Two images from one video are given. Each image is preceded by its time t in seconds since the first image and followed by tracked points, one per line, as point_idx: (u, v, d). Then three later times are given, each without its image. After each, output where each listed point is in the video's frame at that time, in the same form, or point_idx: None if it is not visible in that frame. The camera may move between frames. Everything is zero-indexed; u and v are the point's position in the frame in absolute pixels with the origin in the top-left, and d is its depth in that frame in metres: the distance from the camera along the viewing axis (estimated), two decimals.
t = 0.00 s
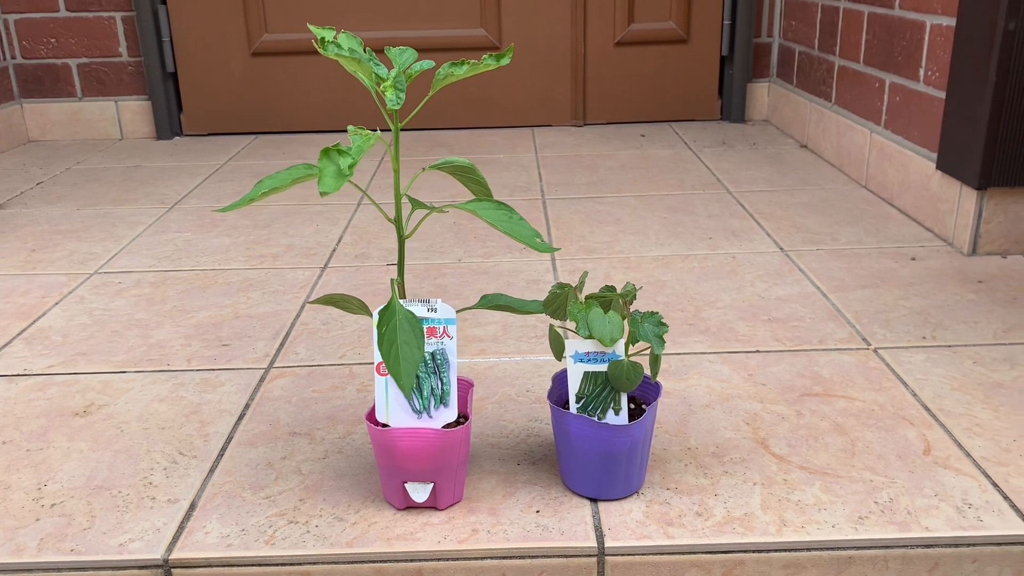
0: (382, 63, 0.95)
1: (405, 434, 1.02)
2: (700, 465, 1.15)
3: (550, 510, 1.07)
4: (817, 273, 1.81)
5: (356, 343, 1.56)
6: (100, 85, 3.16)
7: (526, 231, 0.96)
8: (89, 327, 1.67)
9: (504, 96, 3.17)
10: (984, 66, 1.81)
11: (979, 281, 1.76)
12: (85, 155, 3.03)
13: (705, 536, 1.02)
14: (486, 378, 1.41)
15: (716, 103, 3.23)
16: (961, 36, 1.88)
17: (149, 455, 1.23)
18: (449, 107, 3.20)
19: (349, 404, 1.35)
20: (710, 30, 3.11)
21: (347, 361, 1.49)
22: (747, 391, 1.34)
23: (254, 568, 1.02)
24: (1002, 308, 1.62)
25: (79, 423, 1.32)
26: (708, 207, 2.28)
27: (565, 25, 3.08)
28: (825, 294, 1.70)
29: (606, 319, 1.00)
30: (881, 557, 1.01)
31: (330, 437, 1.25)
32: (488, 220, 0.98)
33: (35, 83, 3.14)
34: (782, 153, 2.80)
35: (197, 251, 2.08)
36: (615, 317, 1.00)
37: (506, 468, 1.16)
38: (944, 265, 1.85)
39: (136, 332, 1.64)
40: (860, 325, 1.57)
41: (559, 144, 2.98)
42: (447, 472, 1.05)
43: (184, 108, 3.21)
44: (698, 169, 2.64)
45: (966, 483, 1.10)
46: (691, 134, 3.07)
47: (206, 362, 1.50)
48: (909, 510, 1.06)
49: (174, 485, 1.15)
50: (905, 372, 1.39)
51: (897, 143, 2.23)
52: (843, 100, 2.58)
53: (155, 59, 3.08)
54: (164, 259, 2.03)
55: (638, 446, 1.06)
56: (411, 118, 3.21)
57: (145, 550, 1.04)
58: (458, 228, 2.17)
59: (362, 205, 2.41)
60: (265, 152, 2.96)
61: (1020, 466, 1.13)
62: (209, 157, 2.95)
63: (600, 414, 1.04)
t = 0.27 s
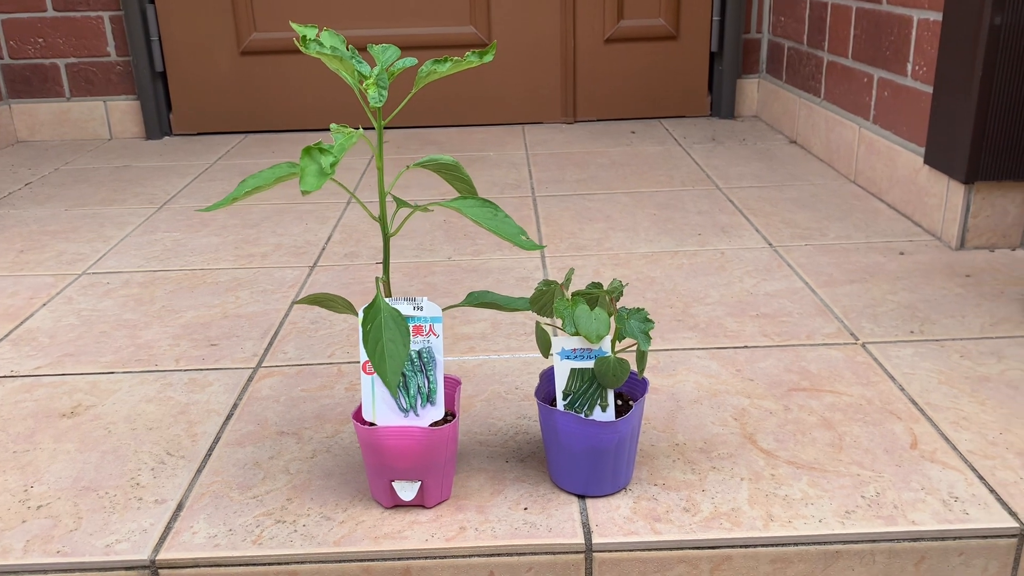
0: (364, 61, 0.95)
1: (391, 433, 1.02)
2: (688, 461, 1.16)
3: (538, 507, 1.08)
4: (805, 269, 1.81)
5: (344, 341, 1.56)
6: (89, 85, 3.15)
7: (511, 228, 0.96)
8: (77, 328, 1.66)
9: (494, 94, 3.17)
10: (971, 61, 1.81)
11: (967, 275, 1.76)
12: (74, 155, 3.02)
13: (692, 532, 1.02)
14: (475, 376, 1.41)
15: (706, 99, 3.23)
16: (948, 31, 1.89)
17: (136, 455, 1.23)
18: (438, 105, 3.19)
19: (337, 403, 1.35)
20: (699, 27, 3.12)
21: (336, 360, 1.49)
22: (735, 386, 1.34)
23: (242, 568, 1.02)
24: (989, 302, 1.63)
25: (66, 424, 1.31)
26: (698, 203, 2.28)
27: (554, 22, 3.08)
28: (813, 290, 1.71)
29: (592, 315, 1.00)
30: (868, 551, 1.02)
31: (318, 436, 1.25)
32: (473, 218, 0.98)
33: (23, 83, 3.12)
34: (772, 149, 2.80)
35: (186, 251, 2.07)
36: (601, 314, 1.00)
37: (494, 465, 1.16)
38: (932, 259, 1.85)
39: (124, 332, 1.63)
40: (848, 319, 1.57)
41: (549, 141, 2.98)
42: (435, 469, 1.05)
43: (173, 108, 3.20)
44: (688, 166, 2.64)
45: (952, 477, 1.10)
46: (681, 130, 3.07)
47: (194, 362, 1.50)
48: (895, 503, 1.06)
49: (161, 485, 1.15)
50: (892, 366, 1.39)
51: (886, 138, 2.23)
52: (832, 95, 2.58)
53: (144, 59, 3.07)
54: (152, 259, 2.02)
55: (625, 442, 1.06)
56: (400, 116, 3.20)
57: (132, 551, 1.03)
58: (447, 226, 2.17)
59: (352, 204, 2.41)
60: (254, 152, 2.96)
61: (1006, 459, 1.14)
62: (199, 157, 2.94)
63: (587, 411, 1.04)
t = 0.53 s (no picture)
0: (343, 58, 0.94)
1: (374, 432, 1.01)
2: (674, 457, 1.15)
3: (523, 506, 1.07)
4: (793, 264, 1.81)
5: (330, 340, 1.55)
6: (74, 84, 3.12)
7: (492, 225, 0.95)
8: (61, 329, 1.65)
9: (483, 91, 3.16)
10: (957, 55, 1.81)
11: (953, 269, 1.76)
12: (60, 154, 2.99)
13: (677, 529, 1.02)
14: (461, 374, 1.40)
15: (694, 95, 3.23)
16: (934, 25, 1.89)
17: (118, 457, 1.22)
18: (427, 102, 3.18)
19: (322, 402, 1.34)
20: (687, 22, 3.11)
21: (321, 359, 1.48)
22: (721, 382, 1.34)
23: (224, 570, 1.01)
24: (975, 296, 1.63)
25: (48, 426, 1.30)
26: (686, 199, 2.28)
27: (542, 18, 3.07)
28: (800, 285, 1.71)
29: (576, 312, 0.99)
30: (853, 546, 1.01)
31: (302, 436, 1.24)
32: (454, 215, 0.97)
33: (8, 82, 3.09)
34: (760, 145, 2.80)
35: (172, 250, 2.06)
36: (584, 311, 0.99)
37: (479, 464, 1.16)
38: (919, 254, 1.85)
39: (108, 332, 1.62)
40: (835, 315, 1.57)
41: (538, 138, 2.97)
42: (418, 468, 1.05)
43: (160, 106, 3.18)
44: (676, 162, 2.64)
45: (938, 472, 1.10)
46: (669, 127, 3.07)
47: (178, 362, 1.49)
48: (880, 499, 1.06)
49: (144, 487, 1.14)
50: (879, 361, 1.39)
51: (873, 133, 2.23)
52: (819, 90, 2.59)
53: (130, 57, 3.05)
54: (137, 259, 2.01)
55: (610, 439, 1.05)
56: (388, 113, 3.19)
57: (113, 553, 1.02)
58: (435, 224, 2.16)
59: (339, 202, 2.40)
60: (242, 150, 2.94)
61: (992, 453, 1.14)
62: (185, 156, 2.92)
63: (571, 408, 1.03)
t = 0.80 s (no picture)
0: (328, 53, 0.93)
1: (361, 430, 1.01)
2: (662, 454, 1.15)
3: (511, 503, 1.07)
4: (783, 260, 1.81)
5: (319, 338, 1.54)
6: (63, 80, 3.10)
7: (479, 221, 0.95)
8: (48, 327, 1.64)
9: (474, 87, 3.15)
10: (946, 50, 1.81)
11: (944, 265, 1.76)
12: (49, 152, 2.98)
13: (665, 526, 1.02)
14: (450, 371, 1.40)
15: (686, 91, 3.22)
16: (924, 20, 1.88)
17: (105, 455, 1.21)
18: (418, 99, 3.17)
19: (310, 400, 1.33)
20: (679, 18, 3.11)
21: (309, 356, 1.47)
22: (711, 378, 1.34)
23: (211, 569, 1.00)
24: (965, 292, 1.63)
25: (34, 425, 1.29)
26: (677, 195, 2.28)
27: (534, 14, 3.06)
28: (791, 281, 1.70)
29: (563, 308, 0.99)
30: (841, 542, 1.01)
31: (290, 434, 1.24)
32: (440, 211, 0.97)
33: None
34: (752, 141, 2.80)
35: (161, 248, 2.05)
36: (572, 307, 0.99)
37: (467, 461, 1.15)
38: (910, 250, 1.85)
39: (96, 330, 1.61)
40: (825, 310, 1.57)
41: (530, 134, 2.97)
42: (406, 466, 1.04)
43: (150, 103, 3.16)
44: (668, 158, 2.64)
45: (926, 467, 1.10)
46: (661, 123, 3.06)
47: (166, 360, 1.48)
48: (869, 495, 1.06)
49: (130, 485, 1.14)
50: (868, 357, 1.39)
51: (864, 129, 2.23)
52: (811, 86, 2.58)
53: (119, 54, 3.03)
54: (126, 256, 2.00)
55: (598, 436, 1.05)
56: (380, 109, 3.18)
57: (98, 552, 1.01)
58: (425, 221, 2.15)
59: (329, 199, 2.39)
60: (232, 147, 2.93)
61: (980, 449, 1.13)
62: (175, 152, 2.91)
63: (559, 406, 1.03)
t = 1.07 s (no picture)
0: (334, 48, 0.92)
1: (366, 427, 1.00)
2: (668, 452, 1.14)
3: (516, 502, 1.06)
4: (786, 257, 1.81)
5: (320, 335, 1.53)
6: (61, 75, 3.09)
7: (485, 218, 0.94)
8: (48, 323, 1.63)
9: (474, 83, 3.14)
10: (950, 47, 1.80)
11: (947, 262, 1.76)
12: (47, 147, 2.96)
13: (671, 525, 1.01)
14: (453, 369, 1.39)
15: (687, 88, 3.21)
16: (928, 17, 1.88)
17: (106, 453, 1.20)
18: (418, 95, 3.16)
19: (312, 397, 1.32)
20: (679, 14, 3.10)
21: (311, 353, 1.46)
22: (715, 376, 1.33)
23: (214, 567, 0.99)
24: (969, 289, 1.63)
25: (34, 422, 1.28)
26: (678, 192, 2.27)
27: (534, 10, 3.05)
28: (794, 278, 1.70)
29: (569, 306, 0.98)
30: (848, 541, 1.01)
31: (293, 432, 1.23)
32: (446, 207, 0.96)
33: None
34: (753, 138, 2.80)
35: (160, 244, 2.04)
36: (578, 305, 0.98)
37: (472, 459, 1.14)
38: (912, 247, 1.85)
39: (96, 327, 1.60)
40: (829, 308, 1.56)
41: (530, 131, 2.96)
42: (410, 464, 1.03)
43: (148, 99, 3.15)
44: (668, 154, 2.63)
45: (933, 466, 1.10)
46: (662, 119, 3.05)
47: (167, 357, 1.47)
48: (875, 493, 1.05)
49: (132, 483, 1.13)
50: (872, 355, 1.39)
51: (866, 126, 2.23)
52: (812, 83, 2.58)
53: (117, 49, 3.02)
54: (125, 252, 1.99)
55: (604, 434, 1.04)
56: (379, 105, 3.17)
57: (101, 551, 1.01)
58: (426, 217, 2.15)
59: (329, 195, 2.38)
60: (231, 143, 2.91)
61: (986, 447, 1.13)
62: (174, 148, 2.89)
63: (565, 404, 1.03)
